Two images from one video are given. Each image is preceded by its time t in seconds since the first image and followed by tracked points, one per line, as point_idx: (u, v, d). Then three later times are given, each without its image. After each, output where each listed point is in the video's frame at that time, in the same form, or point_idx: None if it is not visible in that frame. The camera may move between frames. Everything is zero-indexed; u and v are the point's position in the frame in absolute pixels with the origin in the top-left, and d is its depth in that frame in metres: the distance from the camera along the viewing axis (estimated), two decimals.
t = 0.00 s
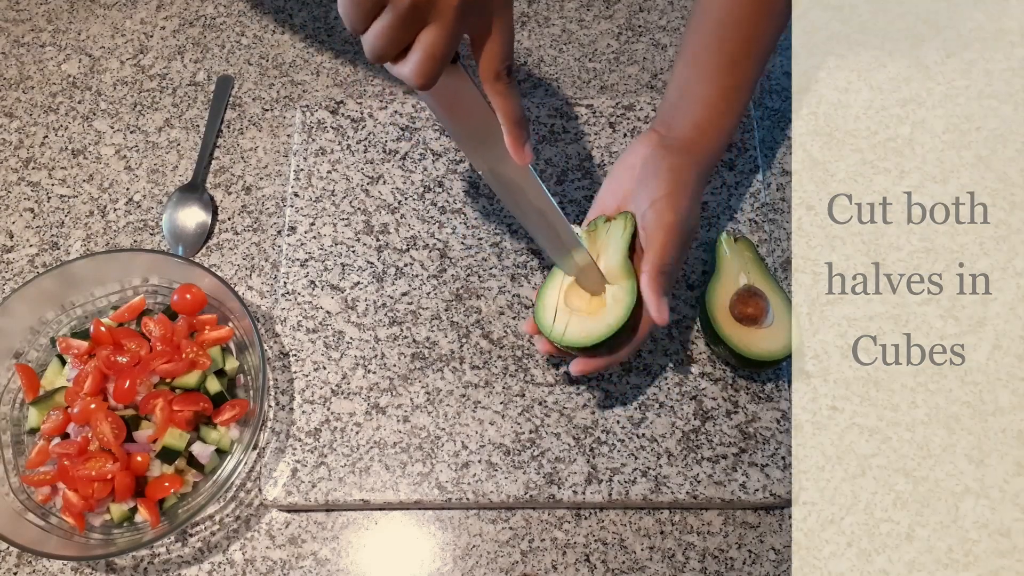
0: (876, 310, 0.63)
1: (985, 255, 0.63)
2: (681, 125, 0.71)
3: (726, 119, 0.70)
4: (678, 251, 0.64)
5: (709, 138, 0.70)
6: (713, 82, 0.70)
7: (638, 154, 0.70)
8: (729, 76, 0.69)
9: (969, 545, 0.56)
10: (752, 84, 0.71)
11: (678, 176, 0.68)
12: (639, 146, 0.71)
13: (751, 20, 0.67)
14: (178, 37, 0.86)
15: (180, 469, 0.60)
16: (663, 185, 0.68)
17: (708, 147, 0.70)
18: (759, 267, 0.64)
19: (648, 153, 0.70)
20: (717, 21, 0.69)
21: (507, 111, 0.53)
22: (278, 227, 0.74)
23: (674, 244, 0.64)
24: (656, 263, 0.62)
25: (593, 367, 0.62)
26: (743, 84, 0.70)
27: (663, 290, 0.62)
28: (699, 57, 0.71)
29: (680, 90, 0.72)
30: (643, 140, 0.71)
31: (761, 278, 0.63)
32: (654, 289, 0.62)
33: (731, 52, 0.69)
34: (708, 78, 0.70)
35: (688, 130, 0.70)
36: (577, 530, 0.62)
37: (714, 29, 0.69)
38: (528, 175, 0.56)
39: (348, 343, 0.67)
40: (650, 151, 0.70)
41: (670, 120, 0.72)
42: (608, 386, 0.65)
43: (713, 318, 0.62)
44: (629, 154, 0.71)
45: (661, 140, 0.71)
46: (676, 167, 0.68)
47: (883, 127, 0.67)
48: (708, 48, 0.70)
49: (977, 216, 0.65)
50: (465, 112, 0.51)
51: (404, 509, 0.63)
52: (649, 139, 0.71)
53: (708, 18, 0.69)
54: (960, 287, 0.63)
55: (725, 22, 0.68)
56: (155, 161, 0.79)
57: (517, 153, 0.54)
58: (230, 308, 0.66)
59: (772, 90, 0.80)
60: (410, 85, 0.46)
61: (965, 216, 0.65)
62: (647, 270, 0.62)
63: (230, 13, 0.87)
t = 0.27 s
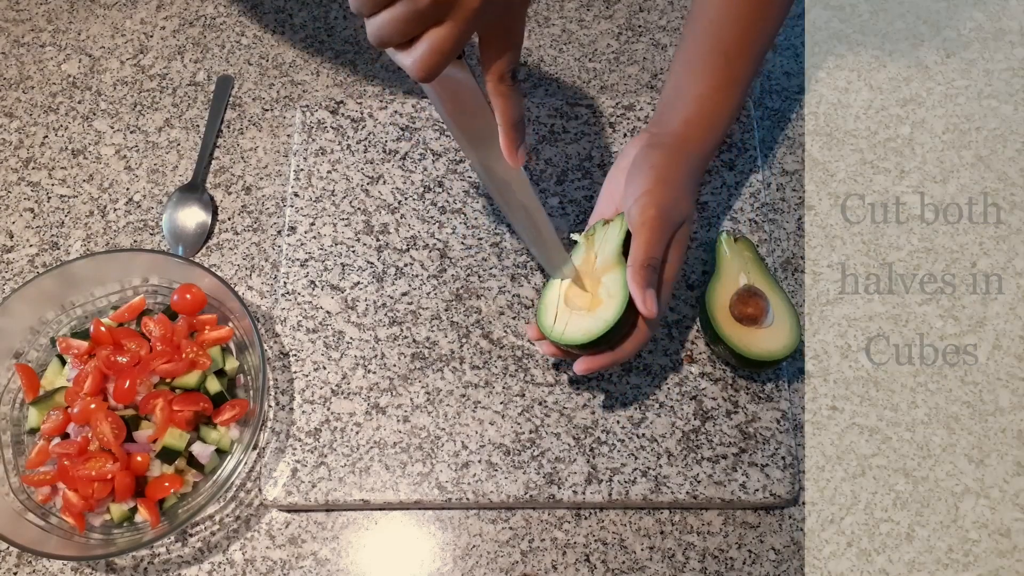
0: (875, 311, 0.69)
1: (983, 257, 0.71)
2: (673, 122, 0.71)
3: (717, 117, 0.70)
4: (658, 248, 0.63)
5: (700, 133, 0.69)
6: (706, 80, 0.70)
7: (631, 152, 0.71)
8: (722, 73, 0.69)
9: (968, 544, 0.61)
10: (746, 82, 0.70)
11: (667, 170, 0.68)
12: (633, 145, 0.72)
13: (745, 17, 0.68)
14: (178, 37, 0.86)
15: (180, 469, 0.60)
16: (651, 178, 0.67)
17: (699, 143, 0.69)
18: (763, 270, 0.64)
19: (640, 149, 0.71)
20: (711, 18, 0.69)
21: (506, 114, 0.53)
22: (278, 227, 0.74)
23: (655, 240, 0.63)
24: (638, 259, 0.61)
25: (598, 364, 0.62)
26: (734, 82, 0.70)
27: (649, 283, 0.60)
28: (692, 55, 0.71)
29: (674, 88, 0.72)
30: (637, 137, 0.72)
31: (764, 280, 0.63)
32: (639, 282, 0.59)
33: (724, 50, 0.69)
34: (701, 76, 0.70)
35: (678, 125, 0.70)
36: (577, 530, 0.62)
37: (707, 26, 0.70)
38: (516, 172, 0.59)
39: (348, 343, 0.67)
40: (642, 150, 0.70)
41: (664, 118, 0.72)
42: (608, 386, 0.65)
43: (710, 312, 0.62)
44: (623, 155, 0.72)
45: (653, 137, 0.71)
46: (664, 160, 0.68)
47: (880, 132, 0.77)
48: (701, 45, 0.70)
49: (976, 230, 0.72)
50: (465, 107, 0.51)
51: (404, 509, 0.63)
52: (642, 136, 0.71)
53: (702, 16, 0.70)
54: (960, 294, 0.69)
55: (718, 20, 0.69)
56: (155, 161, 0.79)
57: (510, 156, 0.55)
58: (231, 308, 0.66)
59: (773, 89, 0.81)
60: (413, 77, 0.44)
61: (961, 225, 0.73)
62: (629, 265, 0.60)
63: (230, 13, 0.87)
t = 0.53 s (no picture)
0: (875, 311, 0.69)
1: (983, 256, 0.71)
2: (703, 127, 0.70)
3: (748, 120, 0.69)
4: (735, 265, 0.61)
5: (732, 137, 0.69)
6: (729, 84, 0.70)
7: (657, 154, 0.70)
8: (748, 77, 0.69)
9: (969, 545, 0.61)
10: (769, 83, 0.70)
11: (705, 179, 0.67)
12: (660, 147, 0.70)
13: (767, 21, 0.68)
14: (177, 37, 0.86)
15: (180, 469, 0.60)
16: (689, 186, 0.66)
17: (733, 147, 0.69)
18: (764, 270, 0.64)
19: (669, 154, 0.69)
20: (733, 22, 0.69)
21: (501, 83, 0.54)
22: (278, 227, 0.74)
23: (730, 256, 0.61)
24: (725, 281, 0.60)
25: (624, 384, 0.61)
26: (762, 84, 0.69)
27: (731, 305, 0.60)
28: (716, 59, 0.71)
29: (699, 92, 0.71)
30: (663, 141, 0.70)
31: (764, 280, 0.63)
32: (724, 306, 0.59)
33: (749, 53, 0.69)
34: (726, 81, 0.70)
35: (711, 130, 0.69)
36: (577, 530, 0.62)
37: (729, 31, 0.69)
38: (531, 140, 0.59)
39: (348, 343, 0.67)
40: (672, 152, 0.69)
41: (691, 122, 0.71)
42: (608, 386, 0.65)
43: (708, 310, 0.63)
44: (648, 153, 0.70)
45: (683, 142, 0.70)
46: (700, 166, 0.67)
47: (879, 132, 0.77)
48: (725, 49, 0.70)
49: (976, 230, 0.73)
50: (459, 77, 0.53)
51: (404, 509, 0.63)
52: (670, 141, 0.70)
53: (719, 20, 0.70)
54: (960, 294, 0.70)
55: (740, 25, 0.69)
56: (154, 161, 0.79)
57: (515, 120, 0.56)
58: (230, 308, 0.66)
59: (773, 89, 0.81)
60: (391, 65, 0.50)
61: (960, 225, 0.73)
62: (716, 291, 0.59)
63: (230, 13, 0.87)
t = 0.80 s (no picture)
0: (876, 311, 0.69)
1: (983, 256, 0.71)
2: (699, 121, 0.69)
3: (744, 114, 0.68)
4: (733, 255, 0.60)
5: (728, 133, 0.68)
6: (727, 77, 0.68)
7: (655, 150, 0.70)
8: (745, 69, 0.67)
9: (969, 545, 0.61)
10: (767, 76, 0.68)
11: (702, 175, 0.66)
12: (657, 143, 0.70)
13: (762, 13, 0.65)
14: (177, 37, 0.86)
15: (180, 469, 0.60)
16: (685, 180, 0.66)
17: (728, 143, 0.68)
18: (765, 270, 0.64)
19: (666, 149, 0.69)
20: (729, 14, 0.66)
21: (503, 94, 0.55)
22: (278, 227, 0.74)
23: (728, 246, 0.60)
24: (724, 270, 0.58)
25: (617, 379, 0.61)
26: (758, 78, 0.68)
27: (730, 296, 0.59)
28: (712, 52, 0.68)
29: (696, 85, 0.70)
30: (660, 137, 0.70)
31: (764, 280, 0.63)
32: (722, 297, 0.58)
33: (746, 46, 0.66)
34: (723, 74, 0.68)
35: (706, 126, 0.68)
36: (577, 530, 0.62)
37: (724, 23, 0.67)
38: (531, 150, 0.59)
39: (348, 343, 0.67)
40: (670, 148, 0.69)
41: (689, 117, 0.70)
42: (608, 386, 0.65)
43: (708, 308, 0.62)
44: (647, 149, 0.70)
45: (680, 137, 0.69)
46: (695, 161, 0.67)
47: (879, 132, 0.77)
48: (722, 41, 0.67)
49: (976, 229, 0.73)
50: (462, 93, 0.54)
51: (404, 509, 0.63)
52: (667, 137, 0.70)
53: (716, 12, 0.68)
54: (960, 294, 0.70)
55: (734, 19, 0.66)
56: (154, 161, 0.79)
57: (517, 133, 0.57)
58: (230, 308, 0.66)
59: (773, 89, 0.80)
60: (399, 79, 0.50)
61: (960, 225, 0.73)
62: (715, 281, 0.58)
63: (230, 13, 0.87)
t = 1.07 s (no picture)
0: (875, 311, 0.69)
1: (983, 256, 0.71)
2: (696, 121, 0.69)
3: (741, 115, 0.68)
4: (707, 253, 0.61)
5: (725, 133, 0.68)
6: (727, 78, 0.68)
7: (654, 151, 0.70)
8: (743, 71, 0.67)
9: (969, 545, 0.61)
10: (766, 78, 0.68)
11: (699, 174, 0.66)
12: (654, 143, 0.71)
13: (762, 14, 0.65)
14: (177, 37, 0.86)
15: (180, 469, 0.60)
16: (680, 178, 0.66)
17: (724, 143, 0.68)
18: (764, 269, 0.64)
19: (664, 150, 0.69)
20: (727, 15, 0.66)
21: (493, 86, 0.54)
22: (278, 227, 0.74)
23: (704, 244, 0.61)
24: (687, 264, 0.59)
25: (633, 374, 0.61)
26: (757, 79, 0.68)
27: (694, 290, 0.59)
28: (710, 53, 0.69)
29: (694, 85, 0.70)
30: (658, 137, 0.71)
31: (764, 280, 0.63)
32: (684, 290, 0.58)
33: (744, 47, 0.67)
34: (720, 75, 0.68)
35: (703, 126, 0.69)
36: (577, 530, 0.62)
37: (722, 25, 0.67)
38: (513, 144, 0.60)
39: (348, 343, 0.67)
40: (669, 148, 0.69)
41: (687, 118, 0.70)
42: (608, 386, 0.65)
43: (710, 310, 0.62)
44: (646, 150, 0.71)
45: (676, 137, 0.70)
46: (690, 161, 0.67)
47: (879, 132, 0.77)
48: (721, 42, 0.67)
49: (976, 229, 0.73)
50: (447, 78, 0.54)
51: (404, 509, 0.63)
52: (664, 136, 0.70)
53: (716, 12, 0.68)
54: (960, 294, 0.70)
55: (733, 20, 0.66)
56: (154, 161, 0.79)
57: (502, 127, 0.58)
58: (230, 308, 0.66)
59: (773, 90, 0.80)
60: (398, 63, 0.48)
61: (960, 225, 0.73)
62: (676, 272, 0.59)
63: (230, 13, 0.87)
